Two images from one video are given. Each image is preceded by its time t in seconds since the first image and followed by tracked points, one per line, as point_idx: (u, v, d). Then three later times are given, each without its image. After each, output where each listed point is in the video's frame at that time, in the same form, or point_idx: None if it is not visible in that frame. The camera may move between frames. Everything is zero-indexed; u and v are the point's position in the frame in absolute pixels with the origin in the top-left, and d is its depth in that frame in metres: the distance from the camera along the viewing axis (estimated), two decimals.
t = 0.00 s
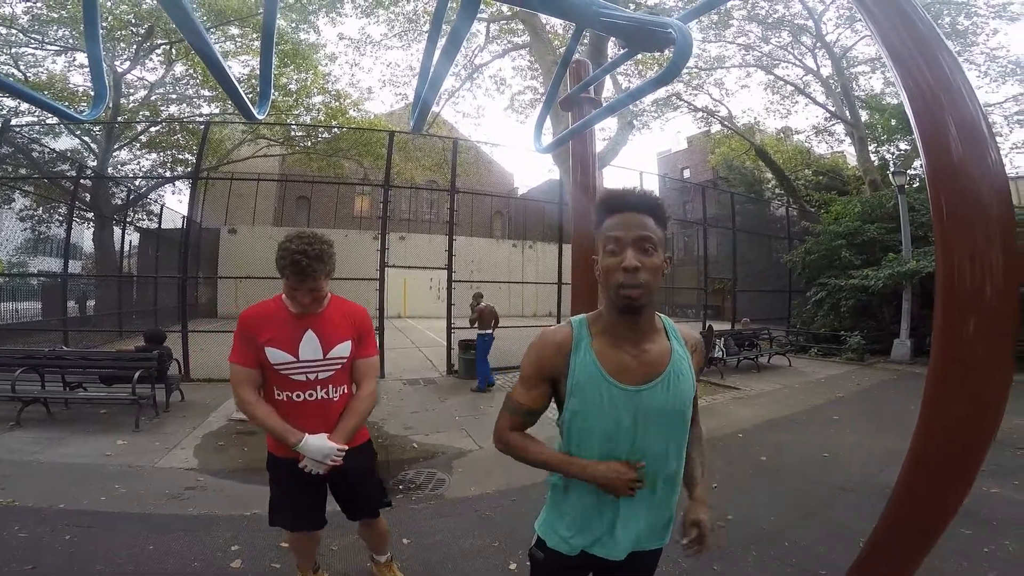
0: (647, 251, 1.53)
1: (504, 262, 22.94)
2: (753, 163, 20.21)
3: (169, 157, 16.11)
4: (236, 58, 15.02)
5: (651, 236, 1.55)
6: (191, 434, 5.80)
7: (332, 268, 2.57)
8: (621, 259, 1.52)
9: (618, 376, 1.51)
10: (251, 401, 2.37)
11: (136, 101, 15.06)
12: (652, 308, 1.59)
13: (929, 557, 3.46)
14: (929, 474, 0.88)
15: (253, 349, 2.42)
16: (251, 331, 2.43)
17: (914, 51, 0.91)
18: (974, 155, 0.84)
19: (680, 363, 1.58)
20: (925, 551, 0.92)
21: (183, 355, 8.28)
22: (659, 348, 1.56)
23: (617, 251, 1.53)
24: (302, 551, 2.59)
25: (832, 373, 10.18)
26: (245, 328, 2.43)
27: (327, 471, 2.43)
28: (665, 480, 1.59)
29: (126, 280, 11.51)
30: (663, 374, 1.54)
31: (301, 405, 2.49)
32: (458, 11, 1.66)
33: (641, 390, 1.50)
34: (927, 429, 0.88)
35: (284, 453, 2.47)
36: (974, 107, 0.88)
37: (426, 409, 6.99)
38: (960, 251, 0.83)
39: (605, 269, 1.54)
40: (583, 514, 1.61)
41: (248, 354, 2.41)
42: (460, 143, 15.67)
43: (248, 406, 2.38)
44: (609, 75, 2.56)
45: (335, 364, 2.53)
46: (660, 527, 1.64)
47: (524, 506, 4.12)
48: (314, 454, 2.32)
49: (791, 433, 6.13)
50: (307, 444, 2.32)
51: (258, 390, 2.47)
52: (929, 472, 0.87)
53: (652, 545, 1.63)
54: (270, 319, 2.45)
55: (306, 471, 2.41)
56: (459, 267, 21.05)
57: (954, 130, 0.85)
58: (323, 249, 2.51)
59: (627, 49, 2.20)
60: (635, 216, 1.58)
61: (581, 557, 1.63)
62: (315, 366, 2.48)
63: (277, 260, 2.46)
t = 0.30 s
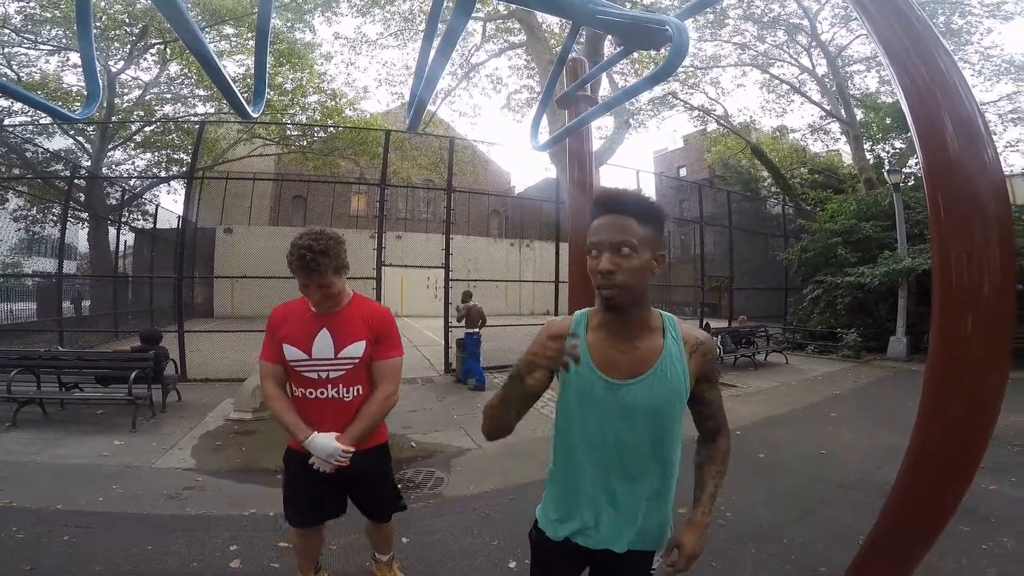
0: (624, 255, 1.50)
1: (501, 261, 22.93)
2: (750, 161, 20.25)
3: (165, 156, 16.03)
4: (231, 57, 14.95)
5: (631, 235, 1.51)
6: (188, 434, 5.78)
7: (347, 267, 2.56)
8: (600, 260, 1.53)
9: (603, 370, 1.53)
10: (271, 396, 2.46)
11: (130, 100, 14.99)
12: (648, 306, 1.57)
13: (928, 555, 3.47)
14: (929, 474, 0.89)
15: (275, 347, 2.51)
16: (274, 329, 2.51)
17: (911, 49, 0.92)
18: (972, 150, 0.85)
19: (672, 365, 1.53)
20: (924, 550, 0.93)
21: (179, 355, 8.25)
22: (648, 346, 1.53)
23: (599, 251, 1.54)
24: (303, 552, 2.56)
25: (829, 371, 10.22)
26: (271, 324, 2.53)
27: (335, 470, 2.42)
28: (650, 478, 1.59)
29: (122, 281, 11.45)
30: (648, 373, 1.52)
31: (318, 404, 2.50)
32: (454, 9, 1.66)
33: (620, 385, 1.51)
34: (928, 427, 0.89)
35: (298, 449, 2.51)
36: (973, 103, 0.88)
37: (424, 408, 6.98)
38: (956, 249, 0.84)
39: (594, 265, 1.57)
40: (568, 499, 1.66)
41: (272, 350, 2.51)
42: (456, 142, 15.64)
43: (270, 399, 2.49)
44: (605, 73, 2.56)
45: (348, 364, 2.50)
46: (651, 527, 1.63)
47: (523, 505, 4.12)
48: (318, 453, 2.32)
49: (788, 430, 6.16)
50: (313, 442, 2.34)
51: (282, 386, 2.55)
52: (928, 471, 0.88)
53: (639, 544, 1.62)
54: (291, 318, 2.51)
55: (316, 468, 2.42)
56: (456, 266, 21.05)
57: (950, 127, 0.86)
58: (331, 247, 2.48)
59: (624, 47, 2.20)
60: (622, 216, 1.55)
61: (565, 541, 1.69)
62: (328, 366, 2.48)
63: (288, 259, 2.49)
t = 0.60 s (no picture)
0: (602, 253, 1.50)
1: (500, 258, 22.92)
2: (750, 159, 20.23)
3: (164, 154, 16.01)
4: (231, 54, 14.93)
5: (606, 235, 1.50)
6: (188, 431, 5.79)
7: (348, 262, 2.53)
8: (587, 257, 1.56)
9: (601, 362, 1.59)
10: (288, 387, 2.62)
11: (130, 97, 14.97)
12: (649, 305, 1.60)
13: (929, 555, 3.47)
14: (933, 473, 0.89)
15: (293, 341, 2.64)
16: (293, 324, 2.65)
17: (917, 46, 0.91)
18: (976, 147, 0.85)
19: (668, 363, 1.54)
20: (927, 548, 0.93)
21: (179, 352, 8.24)
22: (644, 342, 1.56)
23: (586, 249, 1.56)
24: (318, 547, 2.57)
25: (829, 369, 10.23)
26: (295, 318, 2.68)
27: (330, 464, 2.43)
28: (643, 475, 1.58)
29: (122, 278, 11.45)
30: (643, 369, 1.54)
31: (324, 398, 2.55)
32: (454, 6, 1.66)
33: (615, 377, 1.55)
34: (931, 425, 0.89)
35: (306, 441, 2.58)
36: (979, 102, 0.88)
37: (424, 406, 6.98)
38: (961, 247, 0.84)
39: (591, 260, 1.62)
40: (563, 493, 1.67)
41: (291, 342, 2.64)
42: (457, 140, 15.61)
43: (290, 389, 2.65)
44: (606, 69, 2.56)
45: (346, 360, 2.49)
46: (647, 529, 1.60)
47: (523, 503, 4.13)
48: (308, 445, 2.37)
49: (788, 429, 6.17)
50: (305, 435, 2.39)
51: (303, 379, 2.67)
52: (934, 470, 0.88)
53: (632, 546, 1.58)
54: (306, 313, 2.61)
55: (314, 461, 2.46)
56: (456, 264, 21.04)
57: (956, 125, 0.86)
58: (322, 243, 2.46)
59: (625, 42, 2.19)
60: (614, 217, 1.54)
61: (557, 537, 1.66)
62: (328, 361, 2.50)
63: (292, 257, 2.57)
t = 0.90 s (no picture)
0: (592, 254, 1.50)
1: (502, 258, 22.93)
2: (752, 159, 20.22)
3: (166, 155, 16.05)
4: (232, 55, 14.97)
5: (599, 235, 1.50)
6: (190, 433, 5.79)
7: (339, 263, 2.53)
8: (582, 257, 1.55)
9: (602, 365, 1.59)
10: (287, 389, 2.64)
11: (132, 99, 15.01)
12: (649, 307, 1.60)
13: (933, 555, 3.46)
14: (939, 473, 0.88)
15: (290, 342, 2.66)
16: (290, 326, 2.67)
17: (922, 45, 0.91)
18: (983, 146, 0.84)
19: (669, 366, 1.53)
20: (935, 548, 0.93)
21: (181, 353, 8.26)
22: (644, 344, 1.56)
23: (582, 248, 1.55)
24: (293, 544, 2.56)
25: (831, 369, 10.20)
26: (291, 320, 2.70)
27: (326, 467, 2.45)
28: (643, 477, 1.58)
29: (125, 279, 11.48)
30: (644, 372, 1.54)
31: (320, 400, 2.56)
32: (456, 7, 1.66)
33: (614, 380, 1.55)
34: (937, 424, 0.89)
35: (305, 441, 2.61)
36: (986, 102, 0.88)
37: (426, 407, 6.98)
38: (968, 246, 0.84)
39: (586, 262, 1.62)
40: (564, 492, 1.68)
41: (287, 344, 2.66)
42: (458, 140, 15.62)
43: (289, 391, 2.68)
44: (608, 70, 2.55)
45: (340, 362, 2.49)
46: (648, 532, 1.60)
47: (525, 504, 4.13)
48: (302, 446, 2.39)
49: (791, 429, 6.16)
50: (300, 437, 2.42)
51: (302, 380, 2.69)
52: (939, 468, 0.88)
53: (633, 549, 1.58)
54: (301, 315, 2.63)
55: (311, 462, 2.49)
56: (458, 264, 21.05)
57: (963, 124, 0.86)
58: (310, 245, 2.46)
59: (627, 43, 2.19)
60: (613, 217, 1.54)
61: (557, 537, 1.65)
62: (321, 362, 2.51)
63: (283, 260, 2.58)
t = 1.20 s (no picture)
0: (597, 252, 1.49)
1: (504, 259, 22.94)
2: (755, 159, 20.21)
3: (169, 155, 16.09)
4: (235, 56, 15.01)
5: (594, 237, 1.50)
6: (193, 432, 5.80)
7: (315, 262, 2.54)
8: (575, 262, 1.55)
9: (589, 376, 1.59)
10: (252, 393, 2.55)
11: (135, 99, 15.05)
12: (637, 313, 1.60)
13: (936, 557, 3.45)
14: (947, 473, 0.88)
15: (256, 345, 2.57)
16: (256, 328, 2.59)
17: (927, 44, 0.91)
18: (991, 143, 0.84)
19: (657, 373, 1.53)
20: (943, 547, 0.92)
21: (184, 353, 8.28)
22: (632, 353, 1.56)
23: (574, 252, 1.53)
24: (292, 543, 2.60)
25: (834, 370, 10.18)
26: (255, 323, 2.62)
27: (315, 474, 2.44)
28: (632, 486, 1.57)
29: (128, 279, 11.51)
30: (632, 381, 1.53)
31: (292, 402, 2.52)
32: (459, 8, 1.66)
33: (603, 391, 1.55)
34: (946, 424, 0.88)
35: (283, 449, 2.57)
36: (993, 99, 0.87)
37: (428, 407, 6.99)
38: (977, 244, 0.84)
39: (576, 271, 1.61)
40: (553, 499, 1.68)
41: (252, 347, 2.58)
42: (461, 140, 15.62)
43: (251, 397, 2.59)
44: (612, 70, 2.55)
45: (322, 362, 2.49)
46: (639, 541, 1.59)
47: (526, 504, 4.13)
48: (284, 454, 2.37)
49: (793, 430, 6.14)
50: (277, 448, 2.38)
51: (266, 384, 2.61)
52: (948, 467, 0.88)
53: (623, 557, 1.57)
54: (270, 317, 2.57)
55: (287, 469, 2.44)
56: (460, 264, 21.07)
57: (970, 122, 0.85)
58: (294, 244, 2.47)
59: (630, 43, 2.19)
60: (610, 217, 1.54)
61: (546, 544, 1.65)
62: (300, 364, 2.49)
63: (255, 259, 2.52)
